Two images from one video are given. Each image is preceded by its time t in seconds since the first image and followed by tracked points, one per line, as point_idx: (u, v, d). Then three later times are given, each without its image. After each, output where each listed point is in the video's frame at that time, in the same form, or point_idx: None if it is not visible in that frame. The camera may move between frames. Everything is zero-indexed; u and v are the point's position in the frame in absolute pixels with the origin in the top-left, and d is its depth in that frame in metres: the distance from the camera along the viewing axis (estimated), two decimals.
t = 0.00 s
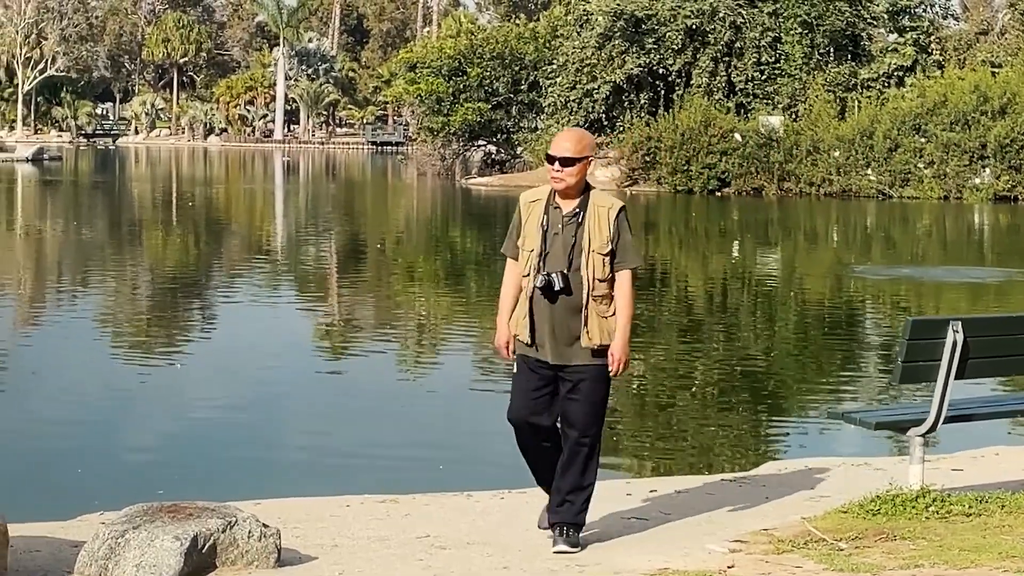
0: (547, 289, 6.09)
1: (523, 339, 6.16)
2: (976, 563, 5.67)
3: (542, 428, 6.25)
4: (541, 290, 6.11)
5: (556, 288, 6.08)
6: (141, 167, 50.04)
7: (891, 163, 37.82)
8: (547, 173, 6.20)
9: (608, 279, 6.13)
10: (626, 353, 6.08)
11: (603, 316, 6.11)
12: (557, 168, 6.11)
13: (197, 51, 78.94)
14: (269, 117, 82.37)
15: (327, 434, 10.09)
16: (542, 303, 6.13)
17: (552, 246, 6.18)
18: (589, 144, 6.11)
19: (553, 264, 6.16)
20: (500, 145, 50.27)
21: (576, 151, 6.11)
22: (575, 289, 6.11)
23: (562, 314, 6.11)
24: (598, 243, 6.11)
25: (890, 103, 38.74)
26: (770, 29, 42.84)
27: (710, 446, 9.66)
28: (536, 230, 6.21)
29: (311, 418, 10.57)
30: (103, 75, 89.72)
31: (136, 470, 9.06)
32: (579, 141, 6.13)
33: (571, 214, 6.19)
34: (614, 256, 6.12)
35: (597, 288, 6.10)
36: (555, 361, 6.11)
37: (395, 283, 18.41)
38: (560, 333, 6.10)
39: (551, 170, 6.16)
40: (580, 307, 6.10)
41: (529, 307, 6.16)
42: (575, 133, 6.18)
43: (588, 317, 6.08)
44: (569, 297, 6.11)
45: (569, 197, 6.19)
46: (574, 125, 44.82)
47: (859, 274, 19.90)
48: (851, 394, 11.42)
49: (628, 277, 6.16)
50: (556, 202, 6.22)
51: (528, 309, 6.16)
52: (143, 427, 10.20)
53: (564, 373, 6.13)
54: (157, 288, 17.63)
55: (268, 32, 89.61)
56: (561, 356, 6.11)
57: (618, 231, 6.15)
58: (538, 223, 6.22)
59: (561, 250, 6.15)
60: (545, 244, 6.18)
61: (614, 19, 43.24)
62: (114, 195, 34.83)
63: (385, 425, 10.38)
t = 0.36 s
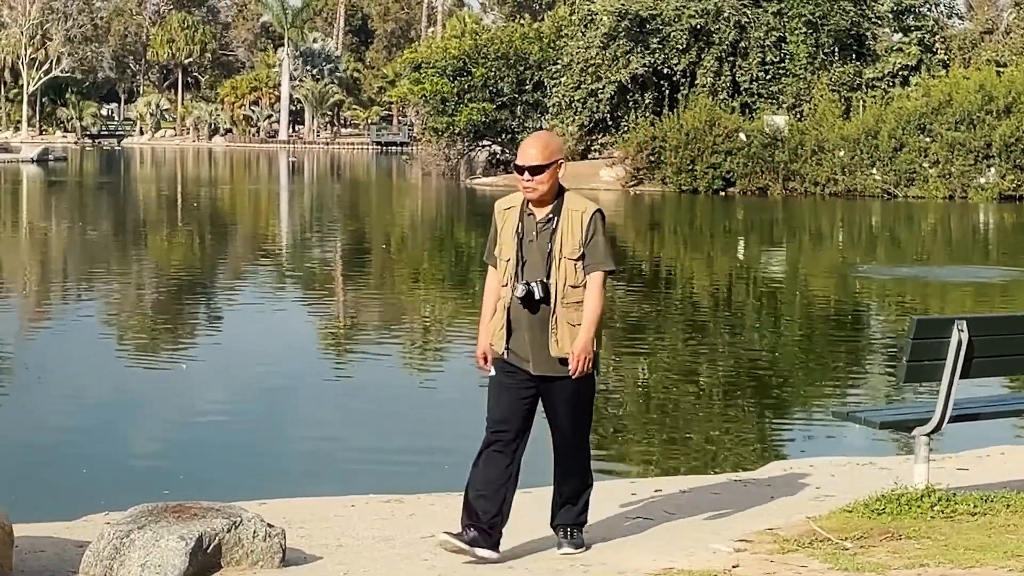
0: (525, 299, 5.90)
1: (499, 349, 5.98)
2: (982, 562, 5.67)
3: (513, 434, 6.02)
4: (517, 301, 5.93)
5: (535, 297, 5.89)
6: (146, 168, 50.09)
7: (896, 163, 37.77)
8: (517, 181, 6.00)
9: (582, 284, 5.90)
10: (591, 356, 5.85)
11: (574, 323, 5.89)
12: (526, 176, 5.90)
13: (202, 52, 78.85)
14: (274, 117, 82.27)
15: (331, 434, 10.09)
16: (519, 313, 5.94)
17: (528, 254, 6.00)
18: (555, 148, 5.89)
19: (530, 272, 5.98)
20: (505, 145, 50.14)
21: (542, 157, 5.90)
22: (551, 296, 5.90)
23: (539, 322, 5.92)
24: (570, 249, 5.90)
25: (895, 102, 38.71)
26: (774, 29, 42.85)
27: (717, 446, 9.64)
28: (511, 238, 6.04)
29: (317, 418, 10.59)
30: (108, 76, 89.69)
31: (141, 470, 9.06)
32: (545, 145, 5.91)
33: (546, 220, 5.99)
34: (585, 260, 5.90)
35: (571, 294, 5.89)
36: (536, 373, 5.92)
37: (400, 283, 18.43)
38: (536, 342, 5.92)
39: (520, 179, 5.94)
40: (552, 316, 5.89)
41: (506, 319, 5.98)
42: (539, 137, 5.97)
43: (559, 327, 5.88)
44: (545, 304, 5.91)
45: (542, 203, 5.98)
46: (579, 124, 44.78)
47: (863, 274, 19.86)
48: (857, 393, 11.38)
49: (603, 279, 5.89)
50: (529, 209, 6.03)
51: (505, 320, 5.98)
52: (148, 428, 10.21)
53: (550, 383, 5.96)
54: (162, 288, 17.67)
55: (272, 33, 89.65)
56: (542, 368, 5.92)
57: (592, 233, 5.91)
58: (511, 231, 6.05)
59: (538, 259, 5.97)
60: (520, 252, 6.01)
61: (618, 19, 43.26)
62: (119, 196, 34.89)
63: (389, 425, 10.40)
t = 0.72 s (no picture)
0: (479, 298, 5.74)
1: (458, 354, 5.82)
2: (988, 562, 5.66)
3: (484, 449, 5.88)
4: (473, 302, 5.77)
5: (490, 295, 5.73)
6: (152, 168, 50.12)
7: (902, 162, 37.71)
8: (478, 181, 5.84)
9: (544, 282, 5.74)
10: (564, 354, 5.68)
11: (534, 324, 5.73)
12: (484, 177, 5.74)
13: (208, 52, 78.93)
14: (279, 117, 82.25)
15: (337, 434, 10.10)
16: (475, 314, 5.78)
17: (486, 253, 5.84)
18: (514, 145, 5.72)
19: (487, 271, 5.81)
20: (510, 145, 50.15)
21: (500, 156, 5.73)
22: (508, 294, 5.74)
23: (495, 321, 5.75)
24: (529, 247, 5.73)
25: (900, 101, 38.67)
26: (779, 28, 42.85)
27: (722, 447, 9.62)
28: (470, 239, 5.87)
29: (323, 418, 10.59)
30: (114, 76, 89.78)
31: (146, 471, 9.07)
32: (503, 142, 5.74)
33: (505, 218, 5.83)
34: (547, 258, 5.73)
35: (529, 293, 5.73)
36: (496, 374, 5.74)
37: (405, 283, 18.44)
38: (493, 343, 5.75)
39: (479, 179, 5.78)
40: (510, 314, 5.73)
41: (464, 321, 5.82)
42: (498, 134, 5.79)
43: (516, 327, 5.71)
44: (502, 302, 5.75)
45: (502, 202, 5.82)
46: (584, 124, 44.95)
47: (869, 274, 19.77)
48: (862, 394, 11.34)
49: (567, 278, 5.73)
50: (489, 209, 5.87)
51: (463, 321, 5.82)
52: (154, 428, 10.22)
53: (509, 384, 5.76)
54: (168, 288, 17.68)
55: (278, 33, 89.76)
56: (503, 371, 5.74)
57: (554, 230, 5.75)
58: (471, 231, 5.89)
59: (495, 258, 5.81)
60: (477, 252, 5.85)
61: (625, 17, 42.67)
62: (125, 195, 34.94)
63: (394, 424, 10.40)
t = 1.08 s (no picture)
0: (446, 292, 5.67)
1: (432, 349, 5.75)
2: (995, 561, 5.66)
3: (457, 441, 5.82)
4: (440, 296, 5.70)
5: (457, 289, 5.67)
6: (157, 168, 50.04)
7: (908, 161, 37.67)
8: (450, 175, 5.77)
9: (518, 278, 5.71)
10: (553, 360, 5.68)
11: (508, 320, 5.67)
12: (457, 171, 5.67)
13: (214, 52, 78.93)
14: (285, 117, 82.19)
15: (342, 434, 10.09)
16: (444, 308, 5.73)
17: (457, 246, 5.78)
18: (487, 137, 5.64)
19: (457, 265, 5.75)
20: (516, 144, 50.13)
21: (472, 150, 5.64)
22: (478, 289, 5.68)
23: (465, 316, 5.69)
24: (503, 241, 5.67)
25: (906, 101, 38.59)
26: (785, 28, 42.86)
27: (729, 447, 9.60)
28: (440, 230, 5.81)
29: (330, 418, 10.59)
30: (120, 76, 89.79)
31: (152, 471, 9.06)
32: (476, 135, 5.66)
33: (478, 211, 5.77)
34: (522, 255, 5.69)
35: (501, 289, 5.68)
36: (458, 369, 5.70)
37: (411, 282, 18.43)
38: (462, 337, 5.67)
39: (453, 173, 5.72)
40: (481, 309, 5.67)
41: (436, 315, 5.75)
42: (472, 126, 5.71)
43: (488, 321, 5.65)
44: (472, 297, 5.69)
45: (476, 195, 5.76)
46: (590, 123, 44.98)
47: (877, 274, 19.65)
48: (868, 394, 11.30)
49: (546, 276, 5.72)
50: (463, 201, 5.81)
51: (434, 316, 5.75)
52: (160, 428, 10.21)
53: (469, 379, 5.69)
54: (174, 288, 17.65)
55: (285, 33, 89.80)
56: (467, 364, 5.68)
57: (529, 226, 5.72)
58: (442, 222, 5.83)
59: (466, 252, 5.75)
60: (448, 245, 5.79)
61: (629, 17, 43.13)
62: (131, 195, 34.87)
63: (400, 424, 10.39)
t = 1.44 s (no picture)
0: (427, 306, 5.44)
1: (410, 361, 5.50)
2: (1000, 559, 5.65)
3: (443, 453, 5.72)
4: (419, 308, 5.47)
5: (437, 304, 5.44)
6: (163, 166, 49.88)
7: (914, 159, 37.63)
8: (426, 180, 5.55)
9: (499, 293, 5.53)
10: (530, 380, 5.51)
11: (493, 336, 5.51)
12: (436, 178, 5.47)
13: (220, 50, 78.91)
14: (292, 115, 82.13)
15: (349, 432, 10.08)
16: (421, 321, 5.49)
17: (434, 256, 5.57)
18: (468, 145, 5.46)
19: (435, 277, 5.53)
20: (522, 142, 50.17)
21: (452, 157, 5.45)
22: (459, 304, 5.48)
23: (445, 332, 5.47)
24: (486, 255, 5.50)
25: (912, 98, 38.57)
26: (791, 26, 42.92)
27: (734, 445, 9.57)
28: (416, 240, 5.59)
29: (337, 416, 10.59)
30: (127, 74, 89.75)
31: (159, 469, 9.06)
32: (455, 142, 5.47)
33: (456, 222, 5.57)
34: (504, 269, 5.52)
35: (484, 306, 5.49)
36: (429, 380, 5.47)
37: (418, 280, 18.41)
38: (441, 350, 5.45)
39: (430, 180, 5.52)
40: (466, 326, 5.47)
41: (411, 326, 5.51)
42: (451, 133, 5.51)
43: (477, 338, 5.45)
44: (451, 312, 5.48)
45: (453, 205, 5.57)
46: (596, 121, 45.08)
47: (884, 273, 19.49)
48: (874, 393, 11.21)
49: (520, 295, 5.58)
50: (438, 209, 5.60)
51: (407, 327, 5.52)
52: (167, 426, 10.21)
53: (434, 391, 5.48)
54: (181, 287, 17.53)
55: (291, 31, 89.92)
56: (437, 374, 5.45)
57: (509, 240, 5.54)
58: (417, 233, 5.60)
59: (445, 263, 5.54)
60: (424, 256, 5.57)
61: (635, 16, 43.14)
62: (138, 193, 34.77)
63: (407, 422, 10.39)
